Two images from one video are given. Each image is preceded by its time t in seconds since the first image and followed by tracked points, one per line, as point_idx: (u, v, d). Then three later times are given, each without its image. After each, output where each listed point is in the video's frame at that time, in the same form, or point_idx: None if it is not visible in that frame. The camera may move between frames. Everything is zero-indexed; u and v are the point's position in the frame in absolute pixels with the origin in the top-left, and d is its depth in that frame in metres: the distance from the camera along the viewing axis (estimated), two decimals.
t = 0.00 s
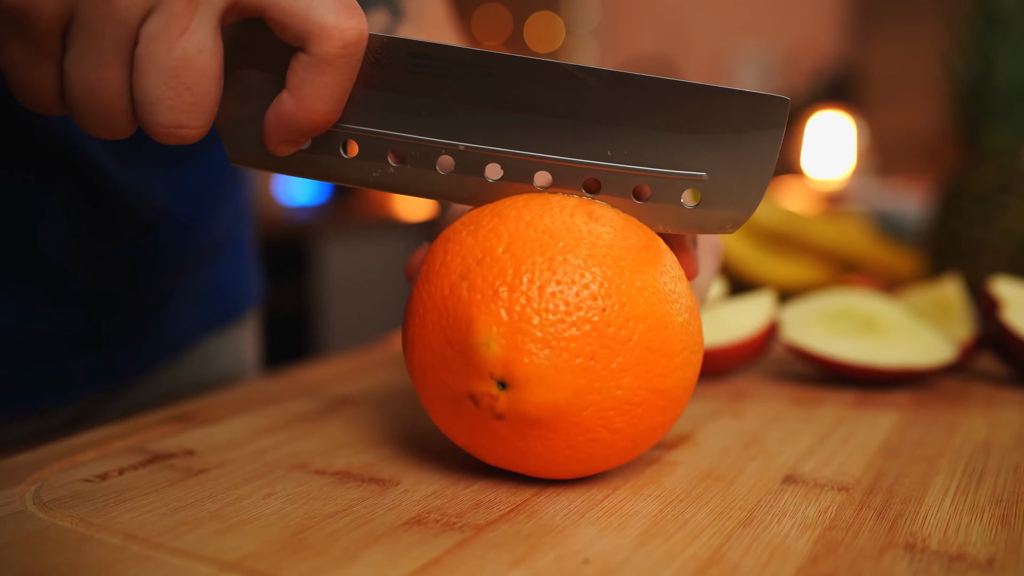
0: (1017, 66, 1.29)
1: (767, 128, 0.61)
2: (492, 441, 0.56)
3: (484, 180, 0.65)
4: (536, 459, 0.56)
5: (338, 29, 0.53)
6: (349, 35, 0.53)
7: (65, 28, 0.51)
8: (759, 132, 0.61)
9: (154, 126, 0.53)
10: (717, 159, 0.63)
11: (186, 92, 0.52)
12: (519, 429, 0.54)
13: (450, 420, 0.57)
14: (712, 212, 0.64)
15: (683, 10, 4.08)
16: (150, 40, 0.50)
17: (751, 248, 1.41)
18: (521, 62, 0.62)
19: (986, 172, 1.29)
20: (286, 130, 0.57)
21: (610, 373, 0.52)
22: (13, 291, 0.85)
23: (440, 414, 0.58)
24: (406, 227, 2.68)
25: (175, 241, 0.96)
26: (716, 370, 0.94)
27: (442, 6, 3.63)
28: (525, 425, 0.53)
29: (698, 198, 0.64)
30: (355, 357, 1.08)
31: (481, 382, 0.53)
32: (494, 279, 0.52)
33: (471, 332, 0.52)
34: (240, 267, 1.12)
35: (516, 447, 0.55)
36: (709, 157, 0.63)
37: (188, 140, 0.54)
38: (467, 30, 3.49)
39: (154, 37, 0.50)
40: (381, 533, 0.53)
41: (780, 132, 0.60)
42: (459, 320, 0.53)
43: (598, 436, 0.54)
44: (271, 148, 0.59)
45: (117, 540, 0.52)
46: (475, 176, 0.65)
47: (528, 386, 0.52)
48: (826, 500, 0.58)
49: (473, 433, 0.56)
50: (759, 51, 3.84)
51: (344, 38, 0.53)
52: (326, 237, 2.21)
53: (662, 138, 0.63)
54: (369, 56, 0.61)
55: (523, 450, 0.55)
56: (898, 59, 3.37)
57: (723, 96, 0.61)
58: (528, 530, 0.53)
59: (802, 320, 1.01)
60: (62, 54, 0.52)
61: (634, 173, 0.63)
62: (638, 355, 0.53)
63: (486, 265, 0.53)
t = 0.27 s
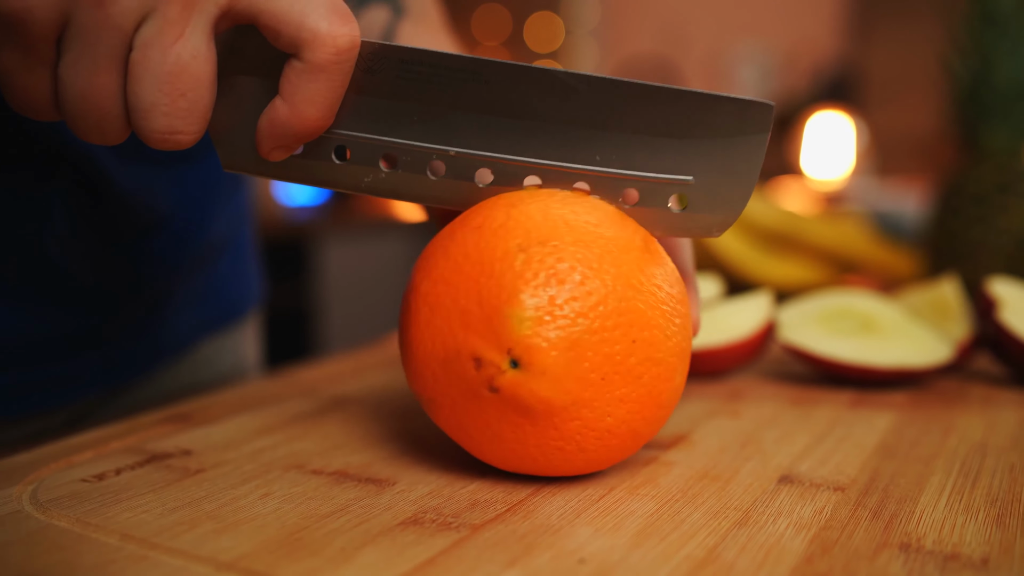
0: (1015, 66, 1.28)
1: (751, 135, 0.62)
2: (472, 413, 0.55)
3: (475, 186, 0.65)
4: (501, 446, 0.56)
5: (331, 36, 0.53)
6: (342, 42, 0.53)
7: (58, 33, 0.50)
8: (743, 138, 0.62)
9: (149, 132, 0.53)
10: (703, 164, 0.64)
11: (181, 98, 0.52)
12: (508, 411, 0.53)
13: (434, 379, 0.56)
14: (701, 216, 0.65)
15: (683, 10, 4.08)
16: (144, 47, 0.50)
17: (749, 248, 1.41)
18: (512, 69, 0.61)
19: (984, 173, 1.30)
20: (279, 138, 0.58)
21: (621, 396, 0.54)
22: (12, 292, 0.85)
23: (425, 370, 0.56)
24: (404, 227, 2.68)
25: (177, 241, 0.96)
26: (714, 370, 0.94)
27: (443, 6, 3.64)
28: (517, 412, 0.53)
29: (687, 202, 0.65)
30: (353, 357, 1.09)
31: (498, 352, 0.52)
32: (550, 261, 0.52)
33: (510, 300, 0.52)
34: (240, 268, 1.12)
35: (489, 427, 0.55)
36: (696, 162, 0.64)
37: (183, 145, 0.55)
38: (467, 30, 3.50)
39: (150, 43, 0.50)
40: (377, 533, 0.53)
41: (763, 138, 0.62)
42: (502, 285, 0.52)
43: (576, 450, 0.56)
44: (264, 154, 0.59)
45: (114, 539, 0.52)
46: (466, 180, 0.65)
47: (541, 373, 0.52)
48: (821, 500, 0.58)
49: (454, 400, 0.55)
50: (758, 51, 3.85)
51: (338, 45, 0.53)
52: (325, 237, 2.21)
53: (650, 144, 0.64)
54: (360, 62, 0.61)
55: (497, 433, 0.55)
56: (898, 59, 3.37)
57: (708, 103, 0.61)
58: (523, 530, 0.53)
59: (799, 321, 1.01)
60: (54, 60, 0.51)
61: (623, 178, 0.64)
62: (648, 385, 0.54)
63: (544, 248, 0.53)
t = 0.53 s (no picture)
0: (1015, 66, 1.28)
1: (735, 147, 0.62)
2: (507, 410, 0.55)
3: (461, 198, 0.66)
4: (526, 444, 0.56)
5: (312, 53, 0.54)
6: (323, 58, 0.54)
7: (45, 56, 0.51)
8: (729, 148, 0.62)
9: (137, 150, 0.54)
10: (690, 175, 0.64)
11: (167, 116, 0.53)
12: (546, 413, 0.54)
13: (473, 370, 0.55)
14: (687, 226, 0.65)
15: (683, 10, 4.08)
16: (130, 67, 0.51)
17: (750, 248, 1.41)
18: (497, 82, 0.62)
19: (984, 173, 1.29)
20: (267, 153, 0.58)
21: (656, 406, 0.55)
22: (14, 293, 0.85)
23: (464, 360, 0.56)
24: (404, 227, 2.68)
25: (176, 242, 0.97)
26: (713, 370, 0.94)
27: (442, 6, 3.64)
28: (555, 416, 0.54)
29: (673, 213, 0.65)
30: (354, 357, 1.09)
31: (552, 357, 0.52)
32: (607, 269, 0.53)
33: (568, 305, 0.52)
34: (241, 268, 1.12)
35: (519, 426, 0.55)
36: (682, 173, 0.64)
37: (171, 163, 0.55)
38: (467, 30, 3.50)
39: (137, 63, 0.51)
40: (377, 532, 0.53)
41: (750, 148, 0.62)
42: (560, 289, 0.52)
43: (599, 454, 0.57)
44: (254, 170, 0.60)
45: (115, 539, 0.52)
46: (453, 193, 0.66)
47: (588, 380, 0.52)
48: (819, 500, 0.58)
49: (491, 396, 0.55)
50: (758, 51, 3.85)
51: (320, 61, 0.54)
52: (325, 237, 2.21)
53: (635, 156, 0.64)
54: (346, 77, 0.62)
55: (527, 432, 0.55)
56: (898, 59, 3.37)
57: (694, 112, 0.62)
58: (523, 529, 0.53)
59: (799, 321, 1.01)
60: (43, 81, 0.52)
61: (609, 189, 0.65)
62: (679, 395, 0.56)
63: (599, 255, 0.53)
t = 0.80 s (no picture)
0: (1014, 65, 1.28)
1: (742, 141, 0.62)
2: (510, 403, 0.55)
3: (471, 195, 0.66)
4: (527, 437, 0.57)
5: (321, 51, 0.53)
6: (332, 57, 0.54)
7: (56, 58, 0.52)
8: (733, 142, 0.62)
9: (148, 150, 0.54)
10: (697, 170, 0.63)
11: (177, 115, 0.53)
12: (550, 407, 0.54)
13: (478, 361, 0.55)
14: (695, 224, 0.64)
15: (683, 10, 4.08)
16: (139, 67, 0.51)
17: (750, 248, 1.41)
18: (502, 80, 0.62)
19: (983, 173, 1.30)
20: (276, 151, 0.58)
21: (659, 406, 0.55)
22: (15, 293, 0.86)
23: (470, 350, 0.56)
24: (404, 227, 2.68)
25: (175, 241, 0.97)
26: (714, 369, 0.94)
27: (444, 7, 3.65)
28: (559, 411, 0.54)
29: (681, 210, 0.64)
30: (355, 356, 1.09)
31: (561, 350, 0.52)
32: (622, 267, 0.53)
33: (581, 300, 0.52)
34: (241, 268, 1.12)
35: (521, 419, 0.55)
36: (689, 169, 0.63)
37: (182, 162, 0.56)
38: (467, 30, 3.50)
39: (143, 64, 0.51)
40: (379, 530, 0.53)
41: (754, 142, 0.62)
42: (574, 284, 0.52)
43: (599, 450, 0.57)
44: (264, 168, 0.60)
45: (118, 536, 0.52)
46: (459, 190, 0.66)
47: (595, 376, 0.52)
48: (821, 498, 0.58)
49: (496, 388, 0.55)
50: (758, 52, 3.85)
51: (328, 60, 0.54)
52: (326, 237, 2.22)
53: (642, 153, 0.64)
54: (354, 76, 0.62)
55: (529, 426, 0.56)
56: (898, 60, 3.37)
57: (698, 108, 0.62)
58: (525, 527, 0.53)
59: (799, 320, 1.01)
60: (54, 82, 0.53)
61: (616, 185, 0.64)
62: (684, 393, 0.56)
63: (610, 252, 0.53)
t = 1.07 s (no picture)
0: (1015, 65, 1.29)
1: (762, 113, 0.63)
2: (495, 404, 0.54)
3: (489, 178, 0.66)
4: (504, 440, 0.56)
5: (339, 38, 0.54)
6: (349, 43, 0.54)
7: (69, 51, 0.52)
8: (753, 116, 0.63)
9: (164, 143, 0.54)
10: (715, 144, 0.65)
11: (193, 108, 0.53)
12: (538, 412, 0.54)
13: (470, 356, 0.54)
14: (715, 197, 0.66)
15: (683, 10, 4.09)
16: (155, 59, 0.52)
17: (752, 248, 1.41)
18: (520, 63, 0.62)
19: (985, 172, 1.29)
20: (293, 143, 0.58)
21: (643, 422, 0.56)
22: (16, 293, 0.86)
23: (463, 342, 0.54)
24: (404, 227, 2.68)
25: (176, 242, 0.96)
26: (715, 369, 0.94)
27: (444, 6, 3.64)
28: (548, 416, 0.54)
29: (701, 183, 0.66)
30: (355, 356, 1.09)
31: (567, 357, 0.52)
32: (634, 279, 0.53)
33: (591, 307, 0.52)
34: (243, 268, 1.12)
35: (502, 421, 0.55)
36: (708, 143, 0.65)
37: (197, 156, 0.56)
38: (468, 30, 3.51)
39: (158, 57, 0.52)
40: (381, 531, 0.53)
41: (772, 115, 0.63)
42: (584, 291, 0.52)
43: (575, 457, 0.57)
44: (281, 161, 0.60)
45: (119, 538, 0.52)
46: (478, 175, 0.66)
47: (592, 386, 0.53)
48: (823, 499, 0.58)
49: (483, 386, 0.54)
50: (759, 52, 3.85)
51: (346, 46, 0.54)
52: (326, 237, 2.21)
53: (659, 129, 0.64)
54: (369, 63, 0.62)
55: (511, 429, 0.55)
56: (899, 60, 3.37)
57: (718, 84, 0.62)
58: (527, 528, 0.53)
59: (801, 320, 1.01)
60: (66, 78, 0.53)
61: (636, 162, 0.65)
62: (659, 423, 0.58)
63: (648, 273, 0.54)
